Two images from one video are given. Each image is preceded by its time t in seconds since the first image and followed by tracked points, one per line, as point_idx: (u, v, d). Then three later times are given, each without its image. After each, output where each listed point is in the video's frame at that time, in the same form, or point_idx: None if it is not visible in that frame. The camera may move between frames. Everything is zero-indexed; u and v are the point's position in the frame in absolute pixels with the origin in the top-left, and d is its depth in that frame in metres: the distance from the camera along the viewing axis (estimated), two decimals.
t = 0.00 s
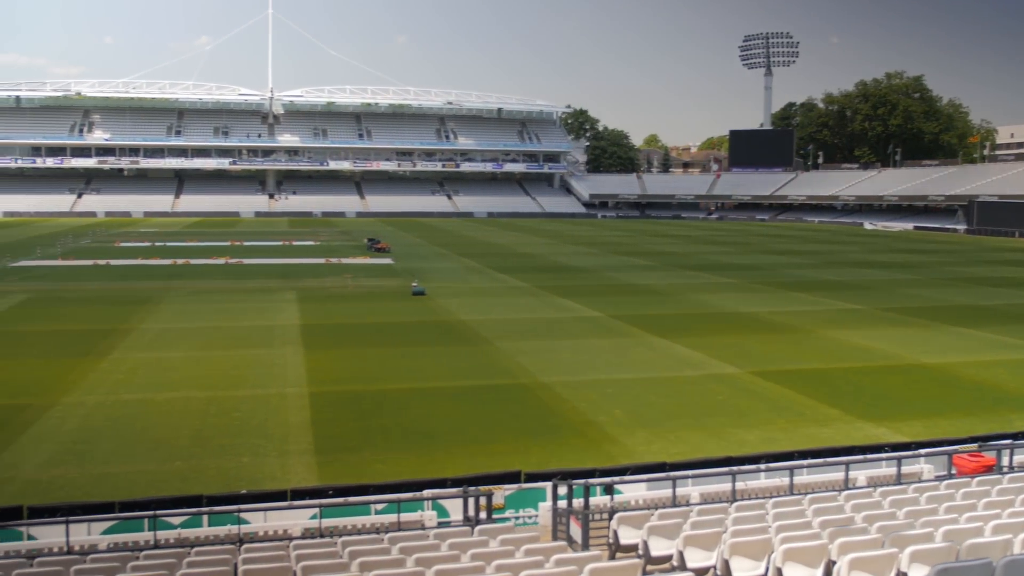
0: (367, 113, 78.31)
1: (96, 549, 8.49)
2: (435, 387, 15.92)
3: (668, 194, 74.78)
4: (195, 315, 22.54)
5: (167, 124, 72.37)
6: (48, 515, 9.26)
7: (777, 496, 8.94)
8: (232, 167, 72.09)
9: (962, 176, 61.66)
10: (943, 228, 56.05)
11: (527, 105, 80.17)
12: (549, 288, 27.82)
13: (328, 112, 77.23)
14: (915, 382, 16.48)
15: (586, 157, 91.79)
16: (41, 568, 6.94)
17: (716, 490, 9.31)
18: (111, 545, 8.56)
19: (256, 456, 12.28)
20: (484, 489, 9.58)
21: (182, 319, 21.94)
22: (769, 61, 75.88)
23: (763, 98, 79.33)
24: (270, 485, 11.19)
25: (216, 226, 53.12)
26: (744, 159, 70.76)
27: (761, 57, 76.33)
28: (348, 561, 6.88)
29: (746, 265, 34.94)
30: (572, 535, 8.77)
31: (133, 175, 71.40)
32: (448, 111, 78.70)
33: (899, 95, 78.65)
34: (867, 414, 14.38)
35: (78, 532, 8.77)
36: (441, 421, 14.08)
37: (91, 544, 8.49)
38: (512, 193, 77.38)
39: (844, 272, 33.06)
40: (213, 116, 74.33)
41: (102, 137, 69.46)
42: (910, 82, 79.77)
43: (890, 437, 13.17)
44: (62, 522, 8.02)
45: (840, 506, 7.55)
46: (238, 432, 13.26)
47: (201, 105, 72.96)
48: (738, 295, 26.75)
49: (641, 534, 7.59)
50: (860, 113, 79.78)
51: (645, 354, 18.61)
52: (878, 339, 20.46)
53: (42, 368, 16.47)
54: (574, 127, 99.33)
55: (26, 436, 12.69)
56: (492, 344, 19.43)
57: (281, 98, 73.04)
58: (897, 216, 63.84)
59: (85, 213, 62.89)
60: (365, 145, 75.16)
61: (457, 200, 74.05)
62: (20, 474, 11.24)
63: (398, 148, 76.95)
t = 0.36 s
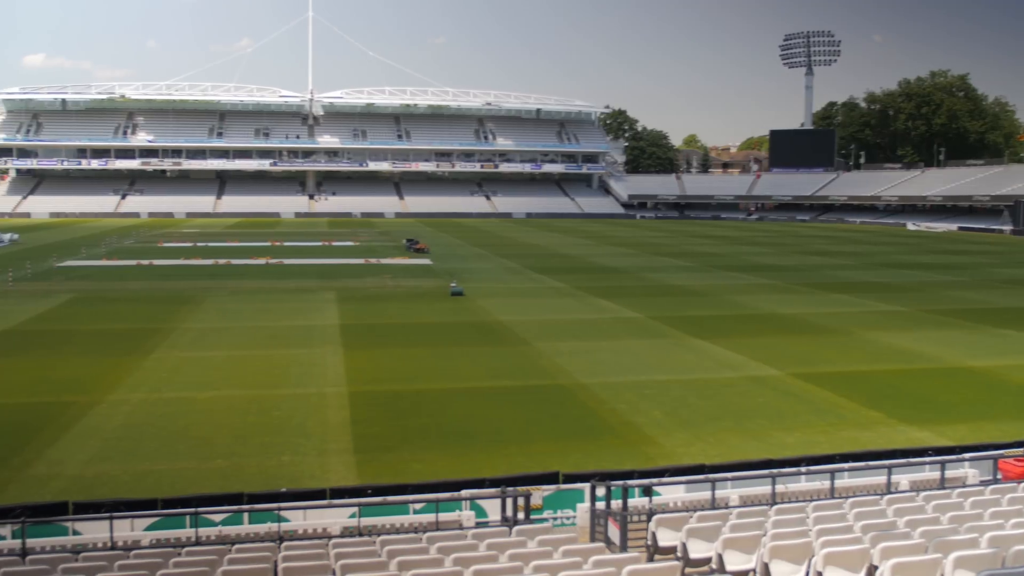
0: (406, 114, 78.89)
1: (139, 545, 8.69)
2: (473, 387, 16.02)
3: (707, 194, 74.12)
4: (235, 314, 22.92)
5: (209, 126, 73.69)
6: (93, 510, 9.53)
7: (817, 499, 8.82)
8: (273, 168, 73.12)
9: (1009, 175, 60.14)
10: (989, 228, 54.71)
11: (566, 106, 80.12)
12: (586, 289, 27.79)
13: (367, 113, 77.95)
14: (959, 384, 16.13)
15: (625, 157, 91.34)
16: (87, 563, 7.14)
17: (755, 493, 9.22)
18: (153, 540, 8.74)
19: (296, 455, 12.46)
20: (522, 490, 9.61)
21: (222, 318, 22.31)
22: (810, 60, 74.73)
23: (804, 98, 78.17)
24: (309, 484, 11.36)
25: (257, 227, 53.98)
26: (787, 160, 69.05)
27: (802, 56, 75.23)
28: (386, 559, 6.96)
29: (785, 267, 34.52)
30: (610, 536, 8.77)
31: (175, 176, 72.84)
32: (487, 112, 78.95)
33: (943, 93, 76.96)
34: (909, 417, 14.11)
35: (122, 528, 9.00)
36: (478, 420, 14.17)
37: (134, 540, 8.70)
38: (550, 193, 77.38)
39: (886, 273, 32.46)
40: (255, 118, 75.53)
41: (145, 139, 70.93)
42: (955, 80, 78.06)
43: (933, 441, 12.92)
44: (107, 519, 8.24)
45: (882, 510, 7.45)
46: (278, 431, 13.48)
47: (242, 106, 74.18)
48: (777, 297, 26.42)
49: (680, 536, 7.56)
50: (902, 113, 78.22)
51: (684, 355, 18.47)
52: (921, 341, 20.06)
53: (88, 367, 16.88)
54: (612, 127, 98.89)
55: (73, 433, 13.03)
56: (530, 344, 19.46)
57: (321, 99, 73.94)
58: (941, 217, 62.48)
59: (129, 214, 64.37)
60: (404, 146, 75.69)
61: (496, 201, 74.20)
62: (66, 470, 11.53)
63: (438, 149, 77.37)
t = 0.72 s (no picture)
0: (438, 115, 79.24)
1: (174, 542, 8.86)
2: (503, 388, 16.06)
3: (739, 195, 73.47)
4: (269, 314, 23.21)
5: (243, 127, 74.63)
6: (129, 508, 9.72)
7: (851, 502, 8.72)
8: (306, 169, 73.87)
9: None
10: None
11: (597, 106, 79.95)
12: (617, 290, 27.73)
13: (399, 114, 78.45)
14: (998, 387, 15.82)
15: (657, 158, 90.85)
16: (124, 559, 7.30)
17: (788, 495, 9.15)
18: (188, 538, 8.91)
19: (328, 454, 12.60)
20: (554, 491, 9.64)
21: (256, 318, 22.61)
22: (844, 59, 73.71)
23: (838, 98, 77.14)
24: (341, 483, 11.49)
25: (290, 228, 54.59)
26: (820, 160, 68.38)
27: (836, 55, 74.25)
28: (418, 559, 7.02)
29: (819, 267, 34.14)
30: (642, 538, 8.76)
31: (209, 177, 73.89)
32: (518, 113, 79.06)
33: (980, 92, 75.53)
34: (946, 420, 13.89)
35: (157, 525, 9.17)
36: (509, 420, 14.23)
37: (169, 537, 8.86)
38: (582, 194, 77.25)
39: (922, 274, 31.96)
40: (288, 119, 76.41)
41: (180, 140, 72.05)
42: (992, 79, 76.65)
43: (970, 444, 12.70)
44: (142, 516, 8.40)
45: (917, 513, 7.34)
46: (311, 430, 13.64)
47: (275, 107, 75.04)
48: (811, 298, 26.12)
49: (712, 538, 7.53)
50: (939, 112, 76.90)
51: (716, 357, 18.34)
52: (958, 342, 19.73)
53: (124, 365, 17.21)
54: (644, 127, 98.42)
55: (110, 431, 13.28)
56: (561, 344, 19.48)
57: (353, 101, 74.54)
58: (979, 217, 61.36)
59: (165, 215, 65.48)
60: (435, 146, 76.03)
61: (527, 201, 74.24)
62: (102, 467, 11.77)
63: (470, 150, 77.57)
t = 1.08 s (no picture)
0: (471, 115, 79.53)
1: (209, 539, 9.03)
2: (536, 388, 16.09)
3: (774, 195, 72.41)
4: (304, 314, 23.48)
5: (277, 128, 75.52)
6: (165, 505, 9.93)
7: (887, 505, 8.61)
8: (339, 169, 74.54)
9: None
10: None
11: (630, 106, 79.63)
12: (650, 290, 27.64)
13: (433, 115, 78.86)
14: None
15: (691, 157, 90.17)
16: (161, 555, 7.47)
17: (823, 498, 9.06)
18: (223, 535, 9.07)
19: (361, 453, 12.73)
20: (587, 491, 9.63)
21: (290, 318, 22.89)
22: (880, 58, 72.50)
23: (875, 97, 75.83)
24: (375, 482, 11.61)
25: (325, 228, 55.12)
26: (855, 159, 67.54)
27: (873, 54, 73.04)
28: (450, 558, 7.08)
29: (854, 268, 33.67)
30: (675, 540, 8.73)
31: (244, 178, 74.91)
32: (551, 113, 79.05)
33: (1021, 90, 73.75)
34: (985, 423, 13.62)
35: (194, 522, 9.34)
36: (541, 421, 14.27)
37: (205, 534, 9.03)
38: (614, 194, 77.00)
39: (961, 275, 31.38)
40: (322, 120, 77.21)
41: (215, 141, 73.10)
42: None
43: (1010, 448, 12.45)
44: (179, 513, 8.58)
45: (954, 518, 7.22)
46: (345, 430, 13.79)
47: (309, 109, 75.86)
48: (847, 299, 25.75)
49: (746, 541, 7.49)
50: (978, 111, 75.29)
51: (750, 358, 18.18)
52: (997, 345, 19.33)
53: (161, 364, 17.53)
54: (677, 127, 97.77)
55: (147, 429, 13.54)
56: (593, 345, 19.47)
57: (386, 101, 75.03)
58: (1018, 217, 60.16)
59: (200, 216, 66.57)
60: (469, 147, 76.21)
61: (560, 202, 74.18)
62: (139, 465, 12.00)
63: (502, 151, 77.53)
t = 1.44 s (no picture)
0: (501, 116, 79.71)
1: (241, 537, 9.17)
2: (566, 389, 16.09)
3: (806, 195, 71.65)
4: (335, 314, 23.72)
5: (309, 130, 76.25)
6: (197, 502, 10.11)
7: (922, 508, 8.50)
8: (370, 170, 75.08)
9: None
10: None
11: (661, 106, 79.22)
12: (680, 291, 27.52)
13: (463, 116, 79.15)
14: None
15: (722, 157, 89.39)
16: (194, 552, 7.61)
17: (856, 501, 8.97)
18: (254, 533, 9.20)
19: (392, 453, 12.84)
20: (616, 492, 9.62)
21: (322, 317, 23.12)
22: (915, 56, 71.34)
23: (909, 96, 74.66)
24: (405, 482, 11.69)
25: (356, 229, 55.56)
26: (888, 159, 66.55)
27: (907, 52, 71.88)
28: (480, 558, 7.13)
29: (889, 269, 33.20)
30: (705, 542, 8.70)
31: (276, 178, 75.77)
32: (582, 113, 78.97)
33: None
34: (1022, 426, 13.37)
35: (227, 520, 9.51)
36: (572, 421, 14.27)
37: (236, 533, 9.18)
38: (645, 194, 76.66)
39: (997, 276, 30.83)
40: (353, 121, 77.85)
41: (248, 142, 73.98)
42: None
43: None
44: (211, 511, 8.72)
45: (990, 523, 7.11)
46: (376, 429, 13.92)
47: (341, 110, 76.54)
48: (881, 300, 25.40)
49: (777, 543, 7.45)
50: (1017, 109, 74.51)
51: (782, 360, 18.03)
52: None
53: (194, 364, 17.81)
54: (709, 127, 96.95)
55: (180, 427, 13.77)
56: (624, 346, 19.43)
57: (417, 102, 75.35)
58: None
59: (233, 216, 67.55)
60: (499, 147, 76.30)
61: (591, 202, 74.03)
62: (172, 463, 12.19)
63: (533, 151, 77.53)
